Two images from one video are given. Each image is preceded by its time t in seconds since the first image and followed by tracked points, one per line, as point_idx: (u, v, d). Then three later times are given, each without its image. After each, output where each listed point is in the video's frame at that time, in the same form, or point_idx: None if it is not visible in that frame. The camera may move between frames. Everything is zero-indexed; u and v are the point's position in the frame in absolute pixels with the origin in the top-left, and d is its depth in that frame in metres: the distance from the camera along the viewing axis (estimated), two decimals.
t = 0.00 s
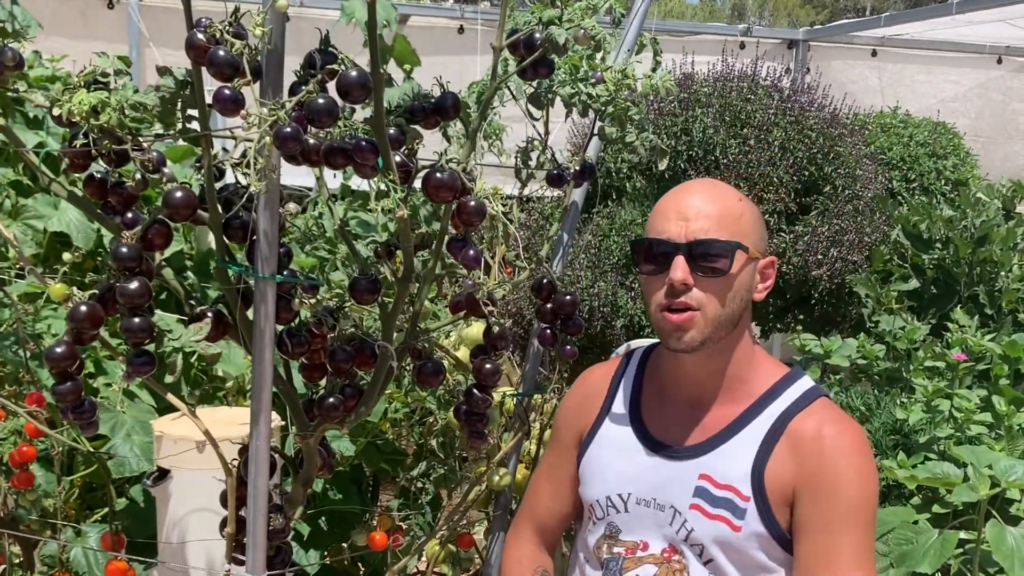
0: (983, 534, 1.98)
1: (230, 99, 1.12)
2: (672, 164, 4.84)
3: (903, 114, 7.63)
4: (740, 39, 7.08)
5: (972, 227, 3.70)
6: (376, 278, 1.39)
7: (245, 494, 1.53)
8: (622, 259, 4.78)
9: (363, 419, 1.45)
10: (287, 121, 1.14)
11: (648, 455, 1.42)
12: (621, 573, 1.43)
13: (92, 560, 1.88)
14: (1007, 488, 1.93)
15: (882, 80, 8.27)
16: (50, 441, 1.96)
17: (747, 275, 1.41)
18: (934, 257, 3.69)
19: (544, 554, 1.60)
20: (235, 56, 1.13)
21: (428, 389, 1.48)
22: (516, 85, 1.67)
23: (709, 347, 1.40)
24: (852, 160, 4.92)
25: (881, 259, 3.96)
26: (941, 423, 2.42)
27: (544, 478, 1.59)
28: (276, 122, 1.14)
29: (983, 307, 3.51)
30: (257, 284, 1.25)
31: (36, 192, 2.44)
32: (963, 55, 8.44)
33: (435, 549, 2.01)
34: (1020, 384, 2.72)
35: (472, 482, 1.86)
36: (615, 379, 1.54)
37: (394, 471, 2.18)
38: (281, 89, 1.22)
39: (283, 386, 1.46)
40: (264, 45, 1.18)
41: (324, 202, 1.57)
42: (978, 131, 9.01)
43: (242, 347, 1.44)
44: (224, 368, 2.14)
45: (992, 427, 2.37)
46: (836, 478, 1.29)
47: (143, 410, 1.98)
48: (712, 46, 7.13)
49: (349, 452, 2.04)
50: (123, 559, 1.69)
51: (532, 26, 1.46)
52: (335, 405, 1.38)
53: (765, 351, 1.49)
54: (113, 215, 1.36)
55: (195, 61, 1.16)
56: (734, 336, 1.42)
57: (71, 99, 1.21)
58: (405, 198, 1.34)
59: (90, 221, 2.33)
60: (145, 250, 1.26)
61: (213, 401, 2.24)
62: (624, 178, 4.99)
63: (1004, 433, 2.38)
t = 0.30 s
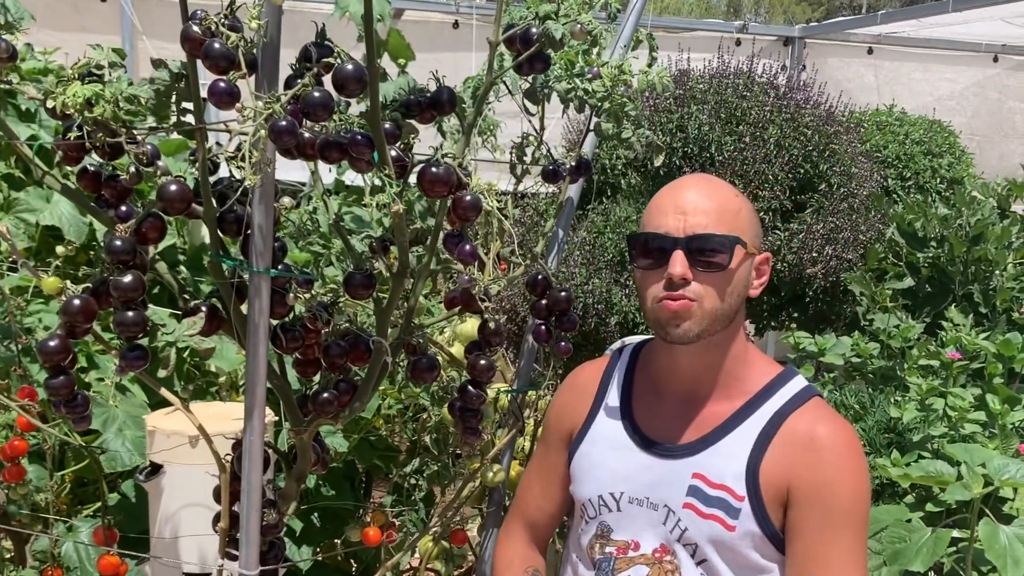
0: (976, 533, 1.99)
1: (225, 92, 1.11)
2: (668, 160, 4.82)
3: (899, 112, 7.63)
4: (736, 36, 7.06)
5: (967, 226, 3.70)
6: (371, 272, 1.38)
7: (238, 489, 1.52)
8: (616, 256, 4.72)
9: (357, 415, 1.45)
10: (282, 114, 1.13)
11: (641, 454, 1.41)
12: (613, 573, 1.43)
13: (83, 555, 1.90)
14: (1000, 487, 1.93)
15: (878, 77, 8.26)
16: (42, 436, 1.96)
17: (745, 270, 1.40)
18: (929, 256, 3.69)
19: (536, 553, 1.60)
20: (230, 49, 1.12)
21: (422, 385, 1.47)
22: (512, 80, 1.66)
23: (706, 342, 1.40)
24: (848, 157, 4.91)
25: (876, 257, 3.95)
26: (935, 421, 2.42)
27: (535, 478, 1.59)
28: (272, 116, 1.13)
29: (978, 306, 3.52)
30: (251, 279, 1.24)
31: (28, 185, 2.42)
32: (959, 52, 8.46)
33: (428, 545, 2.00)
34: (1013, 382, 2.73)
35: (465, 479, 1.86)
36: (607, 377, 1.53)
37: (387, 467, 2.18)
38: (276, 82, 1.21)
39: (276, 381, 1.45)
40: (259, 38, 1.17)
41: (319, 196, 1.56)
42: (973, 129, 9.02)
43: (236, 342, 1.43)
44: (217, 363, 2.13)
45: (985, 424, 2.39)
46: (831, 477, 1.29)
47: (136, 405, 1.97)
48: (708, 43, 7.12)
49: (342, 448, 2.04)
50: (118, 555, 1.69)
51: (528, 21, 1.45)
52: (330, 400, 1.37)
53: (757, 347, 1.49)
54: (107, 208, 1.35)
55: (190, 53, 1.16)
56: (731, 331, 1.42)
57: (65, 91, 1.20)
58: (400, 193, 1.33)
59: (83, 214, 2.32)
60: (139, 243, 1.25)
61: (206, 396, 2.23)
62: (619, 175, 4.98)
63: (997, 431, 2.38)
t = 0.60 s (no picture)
0: (976, 531, 2.00)
1: (227, 88, 1.10)
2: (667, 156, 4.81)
3: (898, 109, 7.64)
4: (735, 32, 7.05)
5: (966, 223, 3.70)
6: (372, 269, 1.37)
7: (238, 486, 1.51)
8: (615, 253, 4.72)
9: (358, 412, 1.44)
10: (284, 110, 1.13)
11: (639, 453, 1.41)
12: (612, 573, 1.43)
13: (81, 552, 1.89)
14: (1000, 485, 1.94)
15: (877, 73, 8.25)
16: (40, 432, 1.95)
17: (740, 270, 1.40)
18: (928, 253, 3.69)
19: (537, 552, 1.59)
20: (232, 44, 1.12)
21: (423, 382, 1.47)
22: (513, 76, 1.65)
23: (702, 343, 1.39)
24: (847, 154, 4.91)
25: (876, 254, 3.95)
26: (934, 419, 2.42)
27: (537, 481, 1.58)
28: (273, 112, 1.12)
29: (977, 304, 3.52)
30: (252, 275, 1.23)
31: (25, 181, 2.41)
32: (959, 49, 8.45)
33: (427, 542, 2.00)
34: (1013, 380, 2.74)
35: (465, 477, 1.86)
36: (604, 376, 1.52)
37: (385, 464, 2.18)
38: (278, 78, 1.20)
39: (277, 378, 1.44)
40: (261, 34, 1.16)
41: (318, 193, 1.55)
42: (972, 125, 9.02)
43: (236, 338, 1.42)
44: (215, 359, 2.12)
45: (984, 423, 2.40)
46: (828, 475, 1.29)
47: (134, 402, 1.96)
48: (707, 39, 7.11)
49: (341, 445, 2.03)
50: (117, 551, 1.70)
51: (530, 17, 1.44)
52: (330, 396, 1.37)
53: (754, 344, 1.48)
54: (108, 205, 1.34)
55: (191, 49, 1.15)
56: (726, 330, 1.41)
57: (66, 87, 1.19)
58: (401, 190, 1.33)
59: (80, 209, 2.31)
60: (139, 240, 1.24)
61: (204, 393, 2.23)
62: (617, 172, 4.97)
63: (997, 429, 2.39)
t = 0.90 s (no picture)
0: (977, 528, 2.01)
1: (227, 85, 1.09)
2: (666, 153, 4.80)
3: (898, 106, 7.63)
4: (734, 29, 7.04)
5: (966, 220, 3.70)
6: (372, 267, 1.37)
7: (238, 485, 1.50)
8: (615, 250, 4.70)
9: (358, 410, 1.44)
10: (284, 107, 1.12)
11: (641, 452, 1.41)
12: (613, 571, 1.43)
13: (80, 550, 1.87)
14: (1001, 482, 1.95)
15: (877, 70, 8.25)
16: (39, 431, 1.95)
17: (692, 280, 1.35)
18: (929, 250, 3.68)
19: (539, 550, 1.59)
20: (232, 41, 1.11)
21: (423, 380, 1.46)
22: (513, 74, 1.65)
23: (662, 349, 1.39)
24: (847, 151, 4.90)
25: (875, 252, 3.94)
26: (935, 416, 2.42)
27: (538, 479, 1.58)
28: (273, 109, 1.12)
29: (977, 301, 3.52)
30: (252, 273, 1.22)
31: (23, 179, 2.40)
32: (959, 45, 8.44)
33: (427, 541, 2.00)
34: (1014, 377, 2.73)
35: (465, 475, 1.85)
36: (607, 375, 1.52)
37: (384, 462, 2.17)
38: (278, 75, 1.19)
39: (277, 376, 1.44)
40: (261, 31, 1.16)
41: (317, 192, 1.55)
42: (972, 122, 9.02)
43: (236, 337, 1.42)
44: (214, 357, 2.12)
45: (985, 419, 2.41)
46: (831, 476, 1.29)
47: (133, 401, 1.96)
48: (706, 36, 7.10)
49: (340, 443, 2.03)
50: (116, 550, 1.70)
51: (530, 14, 1.44)
52: (331, 394, 1.36)
53: (757, 344, 1.47)
54: (107, 203, 1.33)
55: (191, 46, 1.14)
56: (695, 336, 1.38)
57: (65, 85, 1.18)
58: (401, 187, 1.32)
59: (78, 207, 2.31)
60: (139, 238, 1.23)
61: (203, 391, 2.22)
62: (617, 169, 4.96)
63: (997, 426, 2.39)
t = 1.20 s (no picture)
0: (977, 527, 2.01)
1: (227, 88, 1.09)
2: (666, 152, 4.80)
3: (897, 104, 7.63)
4: (733, 28, 7.03)
5: (966, 219, 3.70)
6: (372, 269, 1.37)
7: (239, 487, 1.50)
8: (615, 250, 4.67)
9: (359, 411, 1.44)
10: (284, 110, 1.12)
11: (643, 453, 1.41)
12: (615, 572, 1.42)
13: (80, 554, 1.88)
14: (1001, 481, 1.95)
15: (876, 69, 8.24)
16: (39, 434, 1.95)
17: (673, 293, 1.35)
18: (929, 250, 3.68)
19: (542, 551, 1.59)
20: (232, 44, 1.11)
21: (424, 381, 1.46)
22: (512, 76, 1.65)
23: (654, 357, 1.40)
24: (846, 150, 4.90)
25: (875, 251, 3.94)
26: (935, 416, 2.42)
27: (541, 478, 1.58)
28: (274, 112, 1.12)
29: (977, 300, 3.51)
30: (253, 275, 1.22)
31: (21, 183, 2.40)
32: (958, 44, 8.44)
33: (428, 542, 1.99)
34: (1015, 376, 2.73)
35: (466, 476, 1.85)
36: (611, 375, 1.52)
37: (384, 464, 2.17)
38: (277, 78, 1.19)
39: (277, 378, 1.44)
40: (260, 34, 1.16)
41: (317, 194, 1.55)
42: (972, 120, 9.02)
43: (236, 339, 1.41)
44: (214, 359, 2.12)
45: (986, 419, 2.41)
46: (833, 480, 1.29)
47: (133, 404, 1.96)
48: (705, 36, 7.10)
49: (340, 445, 2.03)
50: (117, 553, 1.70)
51: (529, 15, 1.44)
52: (331, 396, 1.36)
53: (760, 346, 1.46)
54: (107, 205, 1.33)
55: (191, 50, 1.14)
56: (685, 345, 1.39)
57: (65, 88, 1.18)
58: (401, 189, 1.32)
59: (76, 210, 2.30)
60: (140, 240, 1.23)
61: (202, 394, 2.22)
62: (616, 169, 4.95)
63: (997, 426, 2.39)
